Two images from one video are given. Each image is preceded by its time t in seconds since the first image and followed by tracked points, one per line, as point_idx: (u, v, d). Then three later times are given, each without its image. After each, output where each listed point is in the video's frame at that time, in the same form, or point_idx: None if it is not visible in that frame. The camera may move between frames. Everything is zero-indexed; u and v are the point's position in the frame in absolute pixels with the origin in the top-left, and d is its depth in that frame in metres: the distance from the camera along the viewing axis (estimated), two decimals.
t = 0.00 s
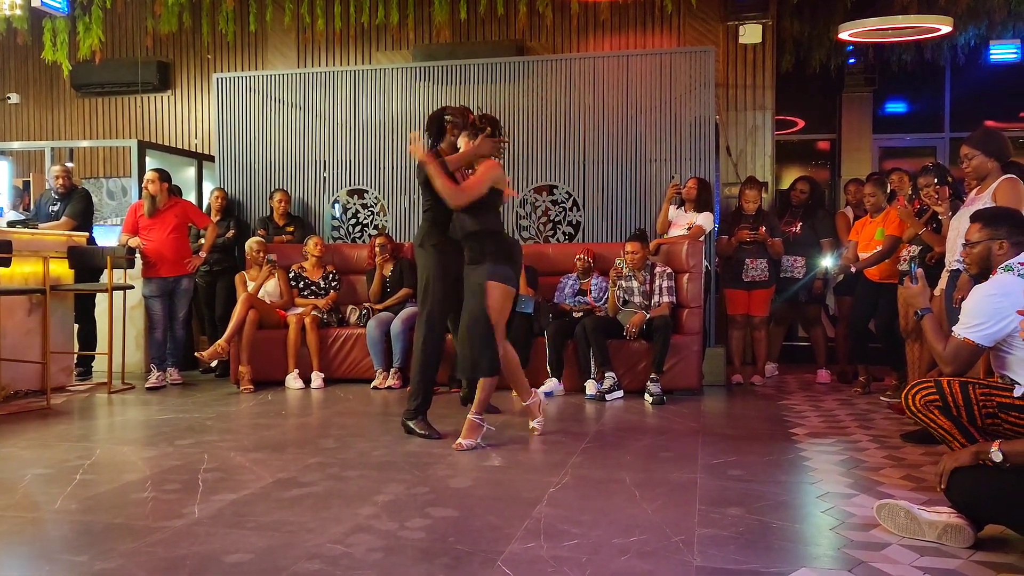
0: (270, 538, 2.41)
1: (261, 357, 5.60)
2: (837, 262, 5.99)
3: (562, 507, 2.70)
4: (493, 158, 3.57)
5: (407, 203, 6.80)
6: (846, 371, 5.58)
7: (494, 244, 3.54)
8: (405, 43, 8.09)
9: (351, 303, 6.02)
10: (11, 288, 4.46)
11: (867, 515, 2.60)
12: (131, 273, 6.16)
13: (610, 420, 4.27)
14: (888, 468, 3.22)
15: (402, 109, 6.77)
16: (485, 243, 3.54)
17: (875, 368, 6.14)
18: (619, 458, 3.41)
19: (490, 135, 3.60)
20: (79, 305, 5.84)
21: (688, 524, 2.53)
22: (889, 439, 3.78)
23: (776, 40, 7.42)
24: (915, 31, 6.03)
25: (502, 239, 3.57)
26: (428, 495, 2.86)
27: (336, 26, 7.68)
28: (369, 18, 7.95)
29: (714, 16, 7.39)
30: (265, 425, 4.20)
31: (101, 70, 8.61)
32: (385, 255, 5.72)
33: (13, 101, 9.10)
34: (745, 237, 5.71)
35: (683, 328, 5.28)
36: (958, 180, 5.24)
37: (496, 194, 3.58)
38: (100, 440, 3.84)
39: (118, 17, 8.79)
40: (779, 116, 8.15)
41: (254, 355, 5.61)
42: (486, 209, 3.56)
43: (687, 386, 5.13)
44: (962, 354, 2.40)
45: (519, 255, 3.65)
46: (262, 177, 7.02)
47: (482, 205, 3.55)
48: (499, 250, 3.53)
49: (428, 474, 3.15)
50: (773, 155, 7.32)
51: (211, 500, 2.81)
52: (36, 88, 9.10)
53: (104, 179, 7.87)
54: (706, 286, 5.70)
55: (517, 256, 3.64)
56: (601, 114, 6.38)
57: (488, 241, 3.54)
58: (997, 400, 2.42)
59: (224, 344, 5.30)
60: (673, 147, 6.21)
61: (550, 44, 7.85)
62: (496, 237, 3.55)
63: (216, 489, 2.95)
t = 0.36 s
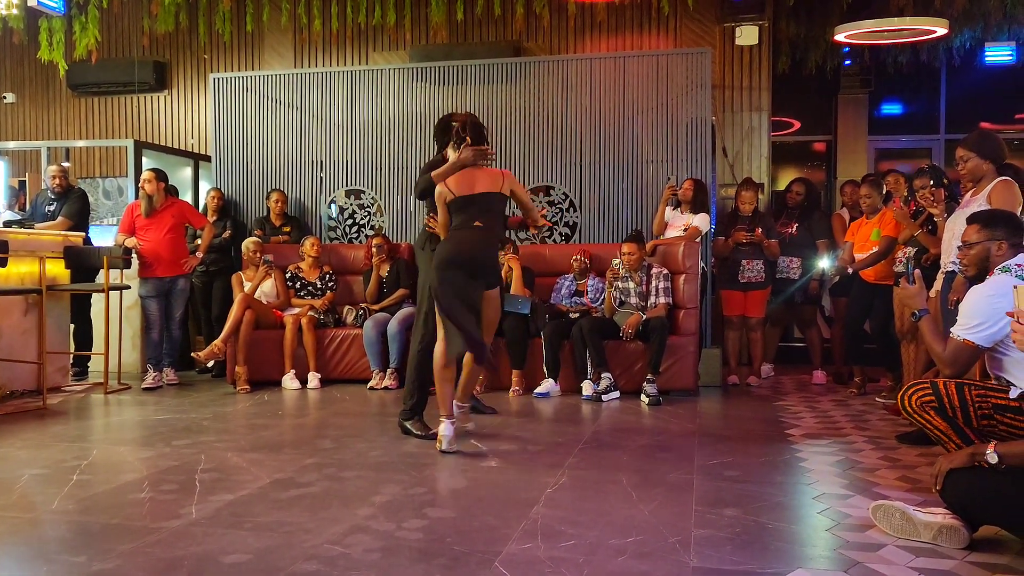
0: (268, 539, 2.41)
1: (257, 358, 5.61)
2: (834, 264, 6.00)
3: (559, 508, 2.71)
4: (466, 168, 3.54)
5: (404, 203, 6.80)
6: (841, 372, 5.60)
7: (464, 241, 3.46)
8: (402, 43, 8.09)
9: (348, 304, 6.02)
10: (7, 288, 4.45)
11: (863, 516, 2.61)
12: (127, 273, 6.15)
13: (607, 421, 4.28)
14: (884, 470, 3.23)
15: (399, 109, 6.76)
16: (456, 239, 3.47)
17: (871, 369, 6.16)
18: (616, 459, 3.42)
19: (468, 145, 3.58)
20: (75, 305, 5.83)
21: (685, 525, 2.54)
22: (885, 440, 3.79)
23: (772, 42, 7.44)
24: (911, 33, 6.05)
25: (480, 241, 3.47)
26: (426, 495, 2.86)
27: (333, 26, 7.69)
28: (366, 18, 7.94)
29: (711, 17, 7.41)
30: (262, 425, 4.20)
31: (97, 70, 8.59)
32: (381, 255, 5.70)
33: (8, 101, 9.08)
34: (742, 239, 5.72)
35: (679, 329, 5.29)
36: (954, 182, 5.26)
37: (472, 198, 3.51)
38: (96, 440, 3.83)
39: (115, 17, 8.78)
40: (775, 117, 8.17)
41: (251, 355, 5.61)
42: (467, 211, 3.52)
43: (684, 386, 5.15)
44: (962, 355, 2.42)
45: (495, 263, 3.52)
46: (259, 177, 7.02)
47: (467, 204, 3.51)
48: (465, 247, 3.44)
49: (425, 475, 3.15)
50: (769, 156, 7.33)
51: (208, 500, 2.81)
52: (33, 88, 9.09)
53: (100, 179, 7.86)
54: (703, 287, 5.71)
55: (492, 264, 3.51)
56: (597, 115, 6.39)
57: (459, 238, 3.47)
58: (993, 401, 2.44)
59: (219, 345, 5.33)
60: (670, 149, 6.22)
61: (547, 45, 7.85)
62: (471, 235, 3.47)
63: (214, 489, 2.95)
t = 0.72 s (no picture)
0: (265, 541, 2.41)
1: (253, 359, 5.60)
2: (829, 266, 6.01)
3: (555, 510, 2.71)
4: (474, 178, 3.51)
5: (400, 205, 6.80)
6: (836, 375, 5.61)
7: (482, 260, 3.46)
8: (398, 45, 8.10)
9: (344, 305, 6.02)
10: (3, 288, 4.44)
11: (857, 518, 2.62)
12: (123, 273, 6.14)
13: (602, 423, 4.29)
14: (879, 472, 3.24)
15: (397, 110, 6.77)
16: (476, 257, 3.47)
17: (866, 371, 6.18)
18: (612, 461, 3.43)
19: (474, 155, 3.54)
20: (70, 306, 5.82)
21: (680, 526, 2.55)
22: (879, 443, 3.80)
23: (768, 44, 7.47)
24: (906, 37, 6.08)
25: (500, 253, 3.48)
26: (422, 497, 2.87)
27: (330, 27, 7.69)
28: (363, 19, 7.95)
29: (708, 20, 7.44)
30: (257, 427, 4.20)
31: (93, 70, 8.57)
32: (377, 257, 5.68)
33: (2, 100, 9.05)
34: (738, 241, 5.72)
35: (675, 332, 5.30)
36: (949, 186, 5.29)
37: (482, 215, 3.49)
38: (91, 441, 3.83)
39: (112, 17, 8.77)
40: (770, 120, 8.20)
41: (246, 356, 5.60)
42: (482, 227, 3.50)
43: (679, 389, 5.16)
44: (958, 358, 2.44)
45: (518, 275, 3.52)
46: (255, 178, 7.01)
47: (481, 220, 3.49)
48: (486, 265, 3.44)
49: (421, 476, 3.16)
50: (764, 158, 7.36)
51: (205, 502, 2.81)
52: (28, 88, 9.07)
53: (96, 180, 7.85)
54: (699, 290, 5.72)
55: (517, 274, 3.51)
56: (594, 117, 6.40)
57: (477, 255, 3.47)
58: (987, 404, 2.45)
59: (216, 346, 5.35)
60: (666, 152, 6.24)
61: (543, 47, 7.86)
62: (490, 251, 3.47)
63: (210, 491, 2.95)
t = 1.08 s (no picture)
0: (261, 544, 2.41)
1: (249, 361, 5.59)
2: (825, 270, 6.05)
3: (552, 513, 2.72)
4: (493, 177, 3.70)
5: (397, 207, 6.80)
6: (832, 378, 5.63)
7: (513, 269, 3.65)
8: (396, 47, 8.11)
9: (341, 307, 6.02)
10: None
11: (853, 522, 2.63)
12: (119, 275, 6.13)
13: (599, 426, 4.29)
14: (874, 475, 3.25)
15: (395, 113, 6.78)
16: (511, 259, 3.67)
17: (862, 374, 6.19)
18: (608, 464, 3.43)
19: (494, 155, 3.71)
20: (67, 307, 5.81)
21: (677, 530, 2.55)
22: (875, 446, 3.82)
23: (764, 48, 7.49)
24: (902, 41, 6.09)
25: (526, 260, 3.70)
26: (418, 500, 2.87)
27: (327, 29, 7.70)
28: (360, 22, 7.96)
29: (705, 23, 7.45)
30: (254, 429, 4.19)
31: (91, 72, 8.57)
32: (374, 259, 5.70)
33: None
34: (735, 244, 5.75)
35: (672, 334, 5.30)
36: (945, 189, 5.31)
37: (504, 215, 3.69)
38: (87, 443, 3.82)
39: (109, 19, 8.77)
40: (766, 123, 8.21)
41: (242, 359, 5.59)
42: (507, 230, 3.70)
43: (675, 392, 5.17)
44: (951, 363, 2.44)
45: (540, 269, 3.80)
46: (252, 180, 7.01)
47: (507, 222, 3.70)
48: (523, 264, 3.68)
49: (418, 479, 3.15)
50: (761, 161, 7.38)
51: (201, 505, 2.81)
52: (25, 89, 9.06)
53: (92, 181, 7.85)
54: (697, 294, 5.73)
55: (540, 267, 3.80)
56: (591, 120, 6.41)
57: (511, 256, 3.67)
58: (981, 408, 2.46)
59: (213, 348, 5.31)
60: (663, 155, 6.25)
61: (541, 49, 7.87)
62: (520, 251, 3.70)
63: (206, 494, 2.95)
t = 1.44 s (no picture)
0: (259, 546, 2.41)
1: (247, 363, 5.59)
2: (823, 271, 6.06)
3: (550, 515, 2.71)
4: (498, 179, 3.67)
5: (395, 208, 6.80)
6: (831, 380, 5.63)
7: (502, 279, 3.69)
8: (395, 49, 8.11)
9: (339, 309, 6.02)
10: None
11: (852, 524, 2.63)
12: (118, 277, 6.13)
13: (597, 428, 4.28)
14: (873, 477, 3.25)
15: (393, 114, 6.78)
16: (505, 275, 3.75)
17: (860, 376, 6.20)
18: (607, 466, 3.42)
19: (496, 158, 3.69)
20: (65, 309, 5.81)
21: (675, 532, 2.55)
22: (874, 448, 3.82)
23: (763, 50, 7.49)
24: (900, 43, 6.10)
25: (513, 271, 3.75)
26: (417, 503, 2.86)
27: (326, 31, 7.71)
28: (358, 23, 7.97)
29: (704, 26, 7.45)
30: (252, 431, 4.19)
31: (89, 74, 8.57)
32: (378, 261, 5.74)
33: None
34: (733, 246, 5.76)
35: (670, 336, 5.30)
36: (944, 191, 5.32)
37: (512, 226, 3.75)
38: (85, 446, 3.82)
39: (107, 21, 8.76)
40: (765, 124, 8.22)
41: (241, 361, 5.58)
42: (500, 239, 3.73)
43: (674, 394, 5.17)
44: (947, 366, 2.44)
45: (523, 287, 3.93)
46: (251, 181, 7.01)
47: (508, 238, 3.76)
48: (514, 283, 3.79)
49: (416, 482, 3.15)
50: (759, 163, 7.38)
51: (199, 508, 2.80)
52: (23, 91, 9.05)
53: (90, 183, 7.84)
54: (695, 295, 5.73)
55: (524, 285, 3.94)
56: (590, 121, 6.41)
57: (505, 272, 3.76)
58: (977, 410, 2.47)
59: (211, 350, 5.30)
60: (662, 156, 6.25)
61: (539, 51, 7.87)
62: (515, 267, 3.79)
63: (205, 496, 2.95)
